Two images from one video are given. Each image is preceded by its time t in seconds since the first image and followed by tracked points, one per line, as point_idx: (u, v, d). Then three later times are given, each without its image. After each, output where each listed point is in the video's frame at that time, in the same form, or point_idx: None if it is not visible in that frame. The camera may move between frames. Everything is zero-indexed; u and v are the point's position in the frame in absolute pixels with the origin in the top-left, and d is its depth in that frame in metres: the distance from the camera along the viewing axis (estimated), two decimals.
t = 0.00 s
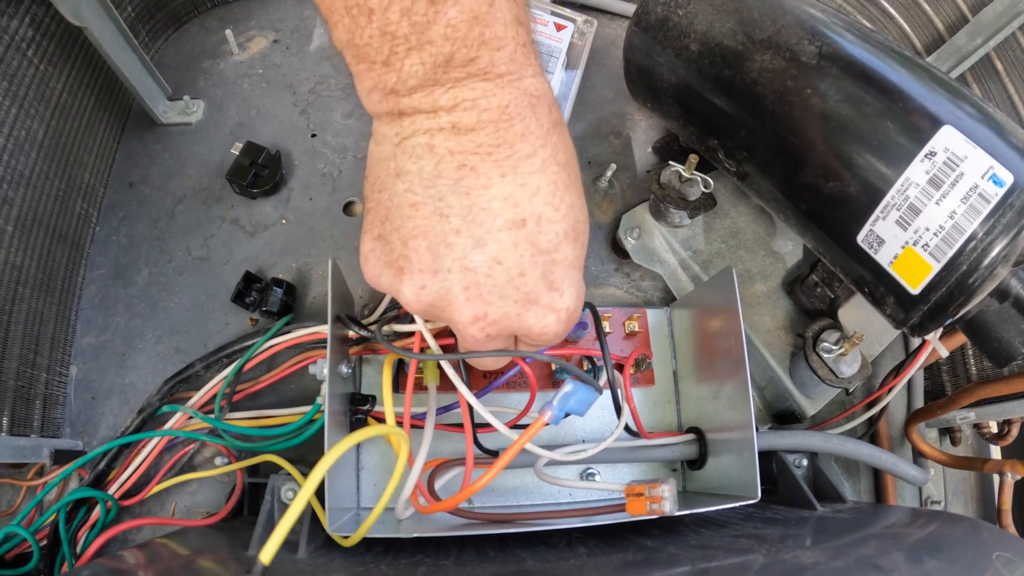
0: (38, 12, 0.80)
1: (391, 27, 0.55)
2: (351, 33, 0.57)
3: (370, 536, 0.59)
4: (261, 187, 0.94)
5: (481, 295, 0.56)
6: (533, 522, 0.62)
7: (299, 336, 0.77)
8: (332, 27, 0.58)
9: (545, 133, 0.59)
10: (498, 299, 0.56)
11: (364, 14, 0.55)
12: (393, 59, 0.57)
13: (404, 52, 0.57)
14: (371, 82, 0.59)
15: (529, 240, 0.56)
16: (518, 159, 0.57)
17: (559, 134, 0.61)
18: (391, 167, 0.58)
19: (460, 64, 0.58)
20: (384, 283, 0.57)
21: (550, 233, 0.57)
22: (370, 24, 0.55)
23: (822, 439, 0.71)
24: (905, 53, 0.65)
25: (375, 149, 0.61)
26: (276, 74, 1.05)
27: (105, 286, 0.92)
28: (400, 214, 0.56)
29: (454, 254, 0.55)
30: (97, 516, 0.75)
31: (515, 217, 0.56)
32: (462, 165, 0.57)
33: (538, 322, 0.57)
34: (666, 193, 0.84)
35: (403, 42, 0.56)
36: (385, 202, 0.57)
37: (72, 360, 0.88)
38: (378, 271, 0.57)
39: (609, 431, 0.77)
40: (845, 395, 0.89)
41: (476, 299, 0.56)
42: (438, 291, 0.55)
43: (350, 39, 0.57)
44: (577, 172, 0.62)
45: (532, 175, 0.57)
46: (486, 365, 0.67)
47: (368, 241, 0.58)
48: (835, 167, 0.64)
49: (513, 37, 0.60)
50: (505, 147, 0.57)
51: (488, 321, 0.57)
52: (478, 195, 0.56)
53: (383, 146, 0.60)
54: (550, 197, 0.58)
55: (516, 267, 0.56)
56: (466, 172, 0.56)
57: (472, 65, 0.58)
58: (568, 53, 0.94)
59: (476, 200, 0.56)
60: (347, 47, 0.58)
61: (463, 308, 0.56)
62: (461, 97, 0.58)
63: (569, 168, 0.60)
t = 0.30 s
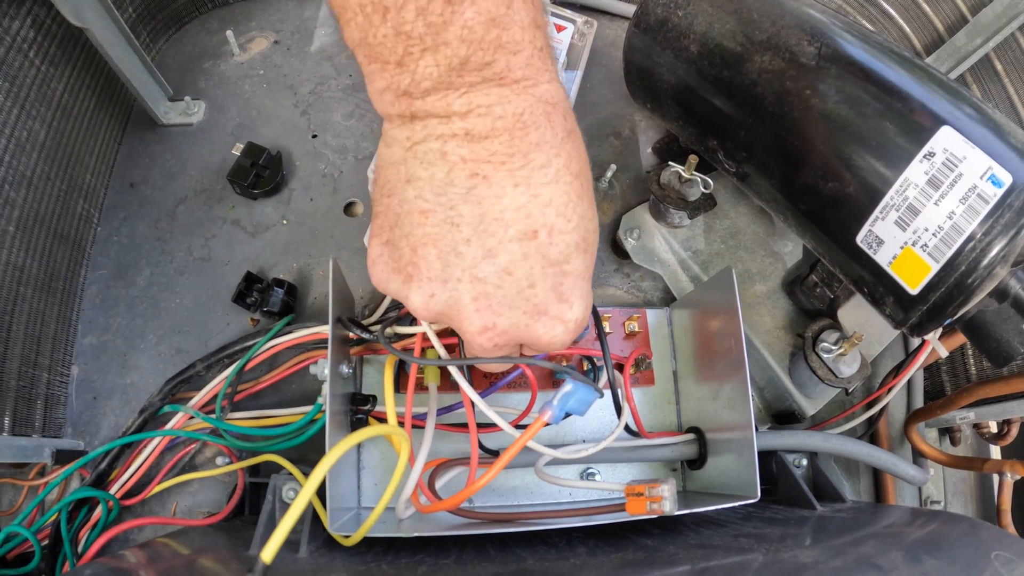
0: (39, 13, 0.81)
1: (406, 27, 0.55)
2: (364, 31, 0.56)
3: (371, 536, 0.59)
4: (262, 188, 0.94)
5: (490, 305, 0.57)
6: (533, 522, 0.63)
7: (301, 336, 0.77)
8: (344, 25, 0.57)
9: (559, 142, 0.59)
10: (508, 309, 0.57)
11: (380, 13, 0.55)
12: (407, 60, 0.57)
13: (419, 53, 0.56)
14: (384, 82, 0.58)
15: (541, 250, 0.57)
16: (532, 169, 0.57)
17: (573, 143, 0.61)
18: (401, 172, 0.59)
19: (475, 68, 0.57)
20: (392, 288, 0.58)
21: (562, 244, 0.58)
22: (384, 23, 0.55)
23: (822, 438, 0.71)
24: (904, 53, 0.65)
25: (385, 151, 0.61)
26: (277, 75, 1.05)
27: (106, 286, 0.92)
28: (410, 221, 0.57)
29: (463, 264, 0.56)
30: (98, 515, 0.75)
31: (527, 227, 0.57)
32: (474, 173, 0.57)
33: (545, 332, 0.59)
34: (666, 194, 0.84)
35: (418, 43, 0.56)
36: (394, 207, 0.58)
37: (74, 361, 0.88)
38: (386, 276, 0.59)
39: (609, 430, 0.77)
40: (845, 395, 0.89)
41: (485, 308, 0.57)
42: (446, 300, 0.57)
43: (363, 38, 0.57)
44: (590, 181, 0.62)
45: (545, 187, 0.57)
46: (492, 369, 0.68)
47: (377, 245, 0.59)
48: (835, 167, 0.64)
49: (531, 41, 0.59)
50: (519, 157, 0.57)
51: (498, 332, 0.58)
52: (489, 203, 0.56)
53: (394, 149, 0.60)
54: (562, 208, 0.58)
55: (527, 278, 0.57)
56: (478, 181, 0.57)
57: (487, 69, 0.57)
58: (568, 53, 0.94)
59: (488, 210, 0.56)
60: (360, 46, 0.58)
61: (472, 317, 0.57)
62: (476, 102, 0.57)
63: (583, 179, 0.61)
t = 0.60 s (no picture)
0: (39, 13, 0.81)
1: (456, 18, 0.50)
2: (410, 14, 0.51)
3: (371, 536, 0.59)
4: (263, 189, 0.95)
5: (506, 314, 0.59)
6: (533, 522, 0.63)
7: (301, 336, 0.77)
8: (385, 9, 0.52)
9: (597, 163, 0.58)
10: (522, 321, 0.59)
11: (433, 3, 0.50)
12: (453, 54, 0.52)
13: (466, 49, 0.51)
14: (424, 74, 0.53)
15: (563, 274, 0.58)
16: (566, 191, 0.56)
17: (609, 163, 0.59)
18: (433, 172, 0.57)
19: (524, 72, 0.53)
20: (407, 282, 0.59)
21: (583, 268, 0.59)
22: (433, 12, 0.50)
23: (822, 439, 0.71)
24: (903, 53, 0.65)
25: (414, 145, 0.58)
26: (277, 75, 1.05)
27: (107, 286, 0.92)
28: (437, 219, 0.57)
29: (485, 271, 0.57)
30: (99, 515, 0.75)
31: (552, 249, 0.57)
32: (508, 185, 0.56)
33: (552, 349, 0.61)
34: (666, 194, 0.84)
35: (467, 37, 0.51)
36: (421, 204, 0.58)
37: (74, 361, 0.88)
38: (404, 270, 0.59)
39: (609, 431, 0.77)
40: (845, 395, 0.89)
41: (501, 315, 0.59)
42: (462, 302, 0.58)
43: (406, 24, 0.51)
44: (620, 203, 0.62)
45: (577, 210, 0.57)
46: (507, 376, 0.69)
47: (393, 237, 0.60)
48: (835, 168, 0.64)
49: (587, 49, 0.54)
50: (555, 174, 0.56)
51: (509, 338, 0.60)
52: (521, 225, 0.56)
53: (425, 145, 0.57)
54: (590, 233, 0.58)
55: (544, 297, 0.58)
56: (510, 195, 0.56)
57: (535, 74, 0.53)
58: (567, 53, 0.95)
59: (517, 226, 0.56)
60: (399, 31, 0.52)
61: (483, 324, 0.59)
62: (519, 110, 0.54)
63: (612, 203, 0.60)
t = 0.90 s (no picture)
0: (39, 14, 0.81)
1: (433, 9, 0.52)
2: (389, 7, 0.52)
3: (372, 536, 0.59)
4: (263, 189, 0.95)
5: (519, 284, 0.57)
6: (533, 522, 0.63)
7: (301, 336, 0.77)
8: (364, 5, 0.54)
9: (574, 130, 0.59)
10: (536, 286, 0.58)
11: None
12: (433, 45, 0.53)
13: (445, 38, 0.53)
14: (405, 67, 0.55)
15: (565, 236, 0.58)
16: (553, 157, 0.57)
17: (584, 129, 0.61)
18: (425, 161, 0.57)
19: (501, 54, 0.54)
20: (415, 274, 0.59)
21: (580, 227, 0.59)
22: (410, 4, 0.52)
23: (822, 439, 0.71)
24: (903, 54, 0.65)
25: (400, 140, 0.59)
26: (278, 76, 1.05)
27: (107, 287, 0.92)
28: (437, 209, 0.57)
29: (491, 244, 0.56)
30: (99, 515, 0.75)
31: (550, 214, 0.57)
32: (497, 161, 0.56)
33: (567, 310, 0.60)
34: (665, 194, 0.84)
35: (446, 26, 0.52)
36: (417, 197, 0.58)
37: (74, 361, 0.88)
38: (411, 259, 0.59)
39: (609, 431, 0.77)
40: (845, 395, 0.89)
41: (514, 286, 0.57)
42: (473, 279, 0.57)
43: (385, 18, 0.53)
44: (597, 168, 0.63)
45: (564, 174, 0.58)
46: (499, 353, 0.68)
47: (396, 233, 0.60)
48: (834, 168, 0.64)
49: (552, 30, 0.58)
50: (537, 147, 0.57)
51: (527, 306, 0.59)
52: (515, 194, 0.56)
53: (413, 139, 0.58)
54: (578, 193, 0.59)
55: (551, 261, 0.57)
56: (502, 170, 0.56)
57: (513, 55, 0.55)
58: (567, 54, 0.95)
59: (512, 199, 0.56)
60: (379, 26, 0.54)
61: (498, 298, 0.57)
62: (501, 90, 0.55)
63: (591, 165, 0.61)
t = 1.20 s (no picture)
0: (41, 15, 0.81)
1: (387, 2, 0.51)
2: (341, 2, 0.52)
3: (373, 536, 0.60)
4: (264, 191, 0.95)
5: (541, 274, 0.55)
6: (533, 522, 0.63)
7: (302, 337, 0.77)
8: (314, 11, 0.54)
9: (553, 104, 0.57)
10: (561, 270, 0.55)
11: None
12: (391, 40, 0.52)
13: (403, 31, 0.52)
14: (368, 70, 0.54)
15: (575, 209, 0.55)
16: (539, 136, 0.55)
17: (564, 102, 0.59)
18: (410, 169, 0.55)
19: (464, 39, 0.54)
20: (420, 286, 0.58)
21: (587, 199, 0.56)
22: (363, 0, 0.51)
23: (822, 440, 0.72)
24: (903, 56, 0.65)
25: (375, 152, 0.57)
26: (279, 77, 1.05)
27: (108, 288, 0.92)
28: (439, 227, 0.54)
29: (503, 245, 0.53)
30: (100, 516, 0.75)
31: (552, 192, 0.54)
32: (487, 158, 0.53)
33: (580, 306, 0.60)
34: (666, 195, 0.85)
35: (401, 19, 0.52)
36: (413, 211, 0.55)
37: (76, 362, 0.88)
38: (421, 277, 0.56)
39: (609, 432, 0.77)
40: (845, 396, 0.90)
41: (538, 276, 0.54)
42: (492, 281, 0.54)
43: (337, 20, 0.52)
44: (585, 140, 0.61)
45: (555, 149, 0.55)
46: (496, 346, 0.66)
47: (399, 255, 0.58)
48: (834, 169, 0.64)
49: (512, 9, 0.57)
50: (519, 130, 0.54)
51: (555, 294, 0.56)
52: (515, 182, 0.53)
53: (389, 149, 0.55)
54: (574, 165, 0.56)
55: (568, 241, 0.55)
56: (494, 160, 0.53)
57: (477, 38, 0.54)
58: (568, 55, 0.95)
59: (510, 187, 0.53)
60: (333, 30, 0.53)
61: (525, 293, 0.55)
62: (471, 75, 0.53)
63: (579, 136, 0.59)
